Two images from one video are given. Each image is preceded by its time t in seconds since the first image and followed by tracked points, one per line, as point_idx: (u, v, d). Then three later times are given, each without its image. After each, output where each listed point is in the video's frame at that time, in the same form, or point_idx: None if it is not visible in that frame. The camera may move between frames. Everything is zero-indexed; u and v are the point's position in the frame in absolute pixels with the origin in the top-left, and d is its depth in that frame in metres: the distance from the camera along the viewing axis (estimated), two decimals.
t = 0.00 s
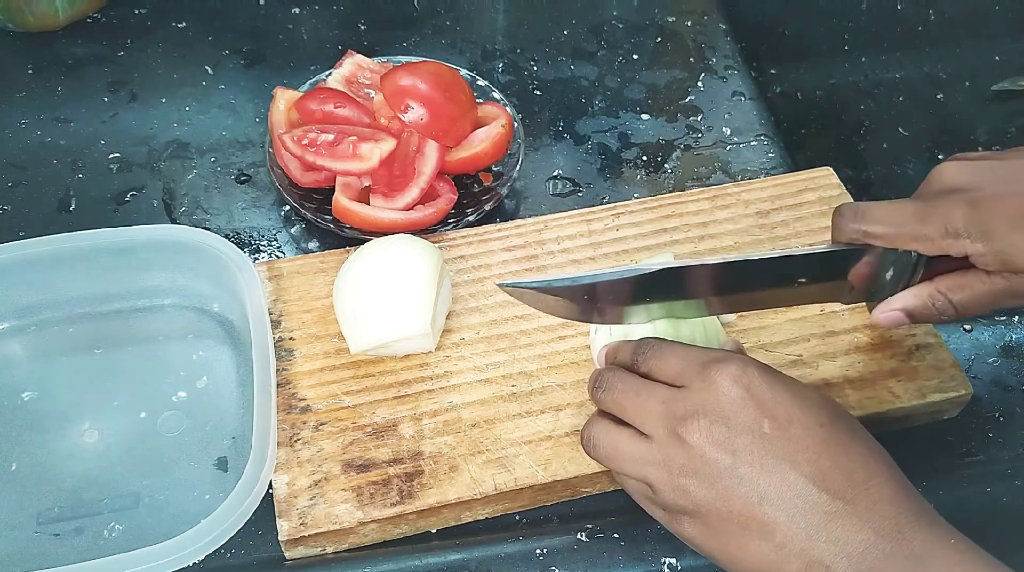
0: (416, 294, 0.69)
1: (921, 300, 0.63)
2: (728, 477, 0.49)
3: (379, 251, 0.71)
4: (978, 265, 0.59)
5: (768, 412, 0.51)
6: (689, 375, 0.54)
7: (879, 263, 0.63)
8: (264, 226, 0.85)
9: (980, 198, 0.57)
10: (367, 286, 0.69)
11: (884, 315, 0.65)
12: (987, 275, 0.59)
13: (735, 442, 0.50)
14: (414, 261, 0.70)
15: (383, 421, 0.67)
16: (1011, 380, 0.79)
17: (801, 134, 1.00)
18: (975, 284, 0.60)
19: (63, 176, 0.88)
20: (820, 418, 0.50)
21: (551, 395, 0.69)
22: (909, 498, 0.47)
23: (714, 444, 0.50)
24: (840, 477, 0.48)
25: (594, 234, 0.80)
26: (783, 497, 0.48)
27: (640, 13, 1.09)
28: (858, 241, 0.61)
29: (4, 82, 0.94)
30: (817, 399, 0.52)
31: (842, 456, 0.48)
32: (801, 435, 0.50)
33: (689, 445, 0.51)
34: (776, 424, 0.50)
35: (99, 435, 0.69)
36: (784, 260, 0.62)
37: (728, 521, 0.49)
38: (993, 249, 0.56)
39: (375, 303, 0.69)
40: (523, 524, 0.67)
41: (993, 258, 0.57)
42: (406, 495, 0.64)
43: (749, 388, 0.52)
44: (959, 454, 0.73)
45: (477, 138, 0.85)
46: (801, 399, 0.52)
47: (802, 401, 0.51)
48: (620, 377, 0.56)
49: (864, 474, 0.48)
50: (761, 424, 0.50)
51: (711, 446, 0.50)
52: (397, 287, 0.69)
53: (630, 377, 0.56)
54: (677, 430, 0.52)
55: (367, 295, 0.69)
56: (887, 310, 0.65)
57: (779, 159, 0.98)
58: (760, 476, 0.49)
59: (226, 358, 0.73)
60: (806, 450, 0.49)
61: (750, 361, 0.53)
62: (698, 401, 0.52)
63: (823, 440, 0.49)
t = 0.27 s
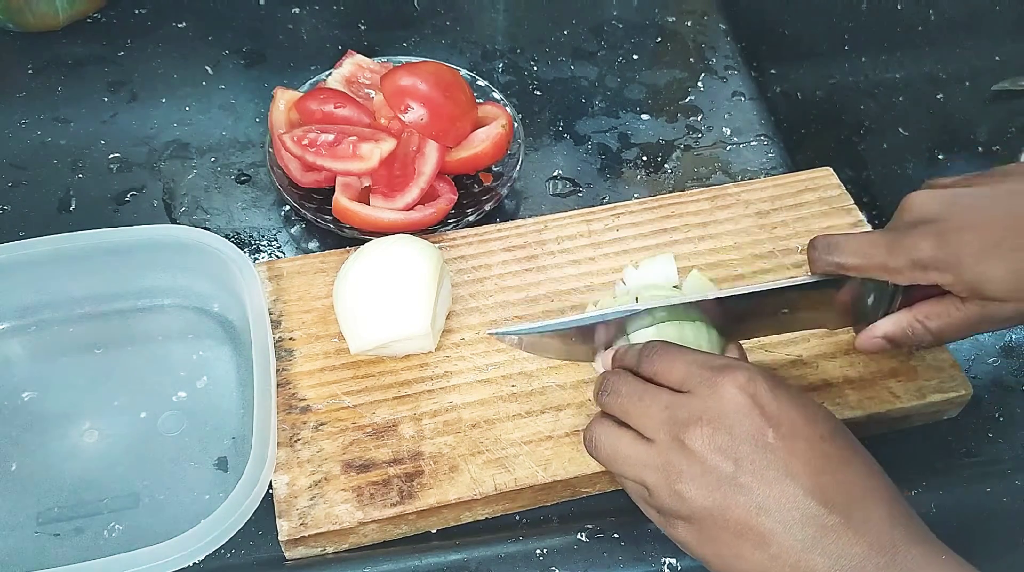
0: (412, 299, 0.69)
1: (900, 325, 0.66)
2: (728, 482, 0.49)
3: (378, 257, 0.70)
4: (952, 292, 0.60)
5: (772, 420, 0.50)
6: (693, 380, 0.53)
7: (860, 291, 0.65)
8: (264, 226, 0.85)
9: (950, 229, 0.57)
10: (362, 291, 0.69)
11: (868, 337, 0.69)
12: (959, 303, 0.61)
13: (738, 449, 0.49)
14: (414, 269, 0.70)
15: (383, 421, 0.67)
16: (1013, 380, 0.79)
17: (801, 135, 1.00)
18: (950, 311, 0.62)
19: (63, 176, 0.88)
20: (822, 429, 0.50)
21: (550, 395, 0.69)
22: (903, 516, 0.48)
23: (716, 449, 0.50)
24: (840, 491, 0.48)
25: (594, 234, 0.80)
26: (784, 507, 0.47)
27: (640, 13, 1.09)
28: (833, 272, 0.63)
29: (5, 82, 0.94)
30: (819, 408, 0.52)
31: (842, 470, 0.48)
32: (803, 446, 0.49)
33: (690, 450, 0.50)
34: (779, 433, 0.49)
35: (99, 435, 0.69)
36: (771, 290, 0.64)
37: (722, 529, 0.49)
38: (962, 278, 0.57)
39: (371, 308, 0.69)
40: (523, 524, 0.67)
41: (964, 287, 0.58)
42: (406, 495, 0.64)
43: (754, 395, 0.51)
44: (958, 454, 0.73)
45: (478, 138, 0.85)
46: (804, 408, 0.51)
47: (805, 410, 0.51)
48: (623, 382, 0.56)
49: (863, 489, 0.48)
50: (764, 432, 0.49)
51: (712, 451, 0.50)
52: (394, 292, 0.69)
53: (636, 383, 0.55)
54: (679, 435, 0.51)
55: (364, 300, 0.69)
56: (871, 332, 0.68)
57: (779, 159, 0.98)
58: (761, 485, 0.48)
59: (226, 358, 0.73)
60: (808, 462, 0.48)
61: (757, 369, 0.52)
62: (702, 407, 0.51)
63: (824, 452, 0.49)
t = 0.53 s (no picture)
0: (384, 295, 0.68)
1: (876, 315, 0.64)
2: (715, 500, 0.47)
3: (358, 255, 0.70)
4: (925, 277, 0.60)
5: (759, 436, 0.48)
6: (683, 395, 0.51)
7: (835, 285, 0.63)
8: (264, 226, 0.85)
9: (926, 214, 0.59)
10: (337, 286, 0.69)
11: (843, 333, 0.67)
12: (936, 288, 0.60)
13: (724, 465, 0.48)
14: (393, 268, 0.70)
15: (365, 419, 0.67)
16: (1010, 380, 0.78)
17: (800, 134, 0.99)
18: (925, 298, 0.61)
19: (62, 176, 0.88)
20: (808, 445, 0.48)
21: (531, 393, 0.69)
22: (888, 534, 0.46)
23: (700, 466, 0.48)
24: (824, 509, 0.46)
25: (579, 232, 0.80)
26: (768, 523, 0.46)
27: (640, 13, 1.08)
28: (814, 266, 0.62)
29: (5, 82, 0.94)
30: (806, 422, 0.50)
31: (827, 488, 0.47)
32: (788, 461, 0.47)
33: (677, 467, 0.49)
34: (765, 450, 0.48)
35: (85, 436, 0.69)
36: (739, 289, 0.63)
37: (708, 545, 0.48)
38: (939, 260, 0.58)
39: (344, 304, 0.69)
40: (523, 523, 0.67)
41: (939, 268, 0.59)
42: (386, 493, 0.63)
43: (743, 410, 0.49)
44: (953, 455, 0.73)
45: (477, 137, 0.85)
46: (792, 423, 0.49)
47: (793, 425, 0.49)
48: (609, 394, 0.55)
49: (847, 507, 0.47)
50: (752, 448, 0.48)
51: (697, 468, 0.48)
52: (367, 289, 0.69)
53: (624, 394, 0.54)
54: (666, 451, 0.50)
55: (339, 295, 0.69)
56: (846, 329, 0.67)
57: (778, 159, 0.97)
58: (747, 503, 0.47)
59: (213, 358, 0.73)
60: (792, 479, 0.47)
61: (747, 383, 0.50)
62: (689, 422, 0.50)
63: (808, 469, 0.48)
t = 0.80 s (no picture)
0: (398, 294, 0.69)
1: (910, 306, 0.62)
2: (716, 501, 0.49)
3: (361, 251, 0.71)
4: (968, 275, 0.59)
5: (757, 441, 0.50)
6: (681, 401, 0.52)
7: (867, 267, 0.61)
8: (264, 226, 0.85)
9: (978, 211, 0.57)
10: (353, 282, 0.69)
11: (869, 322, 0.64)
12: (977, 286, 0.60)
13: (724, 467, 0.49)
14: (393, 263, 0.70)
15: (365, 419, 0.67)
16: (1010, 380, 0.78)
17: (801, 134, 0.98)
18: (963, 294, 0.60)
19: (62, 176, 0.88)
20: (809, 446, 0.49)
21: (531, 394, 0.69)
22: (891, 530, 0.47)
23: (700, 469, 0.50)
24: (823, 507, 0.47)
25: (579, 232, 0.80)
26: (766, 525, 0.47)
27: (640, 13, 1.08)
28: (846, 249, 0.61)
29: (4, 82, 0.94)
30: (807, 426, 0.51)
31: (827, 487, 0.48)
32: (788, 463, 0.48)
33: (679, 471, 0.50)
34: (765, 454, 0.49)
35: (85, 436, 0.69)
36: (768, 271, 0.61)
37: (710, 546, 0.49)
38: (990, 262, 0.56)
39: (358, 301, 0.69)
40: (523, 523, 0.67)
41: (988, 271, 0.57)
42: (386, 493, 0.63)
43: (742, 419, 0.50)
44: (956, 454, 0.72)
45: (477, 137, 0.85)
46: (793, 426, 0.50)
47: (794, 428, 0.50)
48: (604, 397, 0.55)
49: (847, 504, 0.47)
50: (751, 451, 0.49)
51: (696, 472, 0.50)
52: (380, 288, 0.69)
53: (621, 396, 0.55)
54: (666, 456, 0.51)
55: (351, 294, 0.69)
56: (873, 317, 0.63)
57: (779, 159, 0.96)
58: (747, 504, 0.48)
59: (212, 357, 0.73)
60: (792, 479, 0.48)
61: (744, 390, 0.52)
62: (689, 426, 0.51)
63: (808, 468, 0.48)
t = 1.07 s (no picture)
0: (400, 294, 0.69)
1: (896, 311, 0.63)
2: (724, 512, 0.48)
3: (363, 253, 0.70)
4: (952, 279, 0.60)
5: (769, 455, 0.49)
6: (695, 408, 0.51)
7: (853, 275, 0.63)
8: (264, 226, 0.85)
9: (955, 216, 0.57)
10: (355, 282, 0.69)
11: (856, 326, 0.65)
12: (962, 290, 0.60)
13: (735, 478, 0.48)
14: (396, 266, 0.70)
15: (365, 420, 0.67)
16: (1010, 380, 0.78)
17: (801, 134, 0.98)
18: (949, 298, 0.61)
19: (62, 176, 0.88)
20: (817, 463, 0.49)
21: (531, 393, 0.69)
22: (892, 547, 0.47)
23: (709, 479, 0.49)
24: (829, 525, 0.47)
25: (579, 232, 0.80)
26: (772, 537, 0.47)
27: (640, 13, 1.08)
28: (829, 257, 0.60)
29: (4, 82, 0.94)
30: (813, 442, 0.51)
31: (834, 505, 0.48)
32: (798, 479, 0.48)
33: (687, 480, 0.50)
34: (777, 468, 0.48)
35: (84, 436, 0.69)
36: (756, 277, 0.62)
37: (713, 556, 0.49)
38: (969, 266, 0.57)
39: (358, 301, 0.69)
40: (523, 523, 0.67)
41: (968, 275, 0.57)
42: (386, 493, 0.63)
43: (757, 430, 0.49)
44: (956, 455, 0.72)
45: (477, 137, 0.85)
46: (802, 441, 0.50)
47: (803, 444, 0.50)
48: (613, 399, 0.54)
49: (852, 523, 0.47)
50: (764, 464, 0.48)
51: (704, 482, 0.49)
52: (382, 289, 0.69)
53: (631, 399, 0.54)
54: (674, 464, 0.50)
55: (352, 294, 0.69)
56: (860, 323, 0.65)
57: (779, 159, 0.96)
58: (755, 518, 0.47)
59: (213, 357, 0.73)
60: (802, 495, 0.48)
61: (757, 401, 0.51)
62: (701, 435, 0.50)
63: (817, 485, 0.48)
